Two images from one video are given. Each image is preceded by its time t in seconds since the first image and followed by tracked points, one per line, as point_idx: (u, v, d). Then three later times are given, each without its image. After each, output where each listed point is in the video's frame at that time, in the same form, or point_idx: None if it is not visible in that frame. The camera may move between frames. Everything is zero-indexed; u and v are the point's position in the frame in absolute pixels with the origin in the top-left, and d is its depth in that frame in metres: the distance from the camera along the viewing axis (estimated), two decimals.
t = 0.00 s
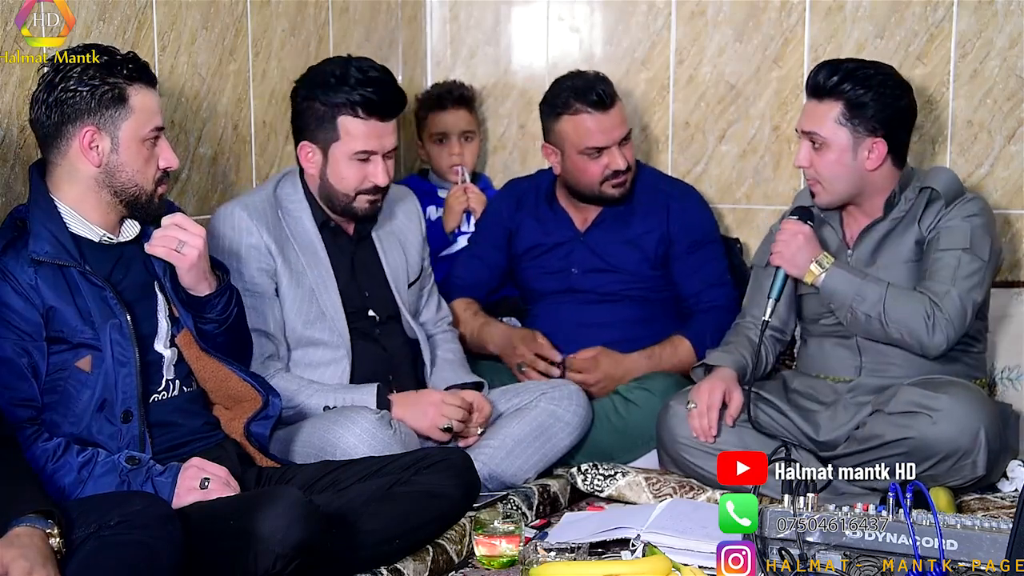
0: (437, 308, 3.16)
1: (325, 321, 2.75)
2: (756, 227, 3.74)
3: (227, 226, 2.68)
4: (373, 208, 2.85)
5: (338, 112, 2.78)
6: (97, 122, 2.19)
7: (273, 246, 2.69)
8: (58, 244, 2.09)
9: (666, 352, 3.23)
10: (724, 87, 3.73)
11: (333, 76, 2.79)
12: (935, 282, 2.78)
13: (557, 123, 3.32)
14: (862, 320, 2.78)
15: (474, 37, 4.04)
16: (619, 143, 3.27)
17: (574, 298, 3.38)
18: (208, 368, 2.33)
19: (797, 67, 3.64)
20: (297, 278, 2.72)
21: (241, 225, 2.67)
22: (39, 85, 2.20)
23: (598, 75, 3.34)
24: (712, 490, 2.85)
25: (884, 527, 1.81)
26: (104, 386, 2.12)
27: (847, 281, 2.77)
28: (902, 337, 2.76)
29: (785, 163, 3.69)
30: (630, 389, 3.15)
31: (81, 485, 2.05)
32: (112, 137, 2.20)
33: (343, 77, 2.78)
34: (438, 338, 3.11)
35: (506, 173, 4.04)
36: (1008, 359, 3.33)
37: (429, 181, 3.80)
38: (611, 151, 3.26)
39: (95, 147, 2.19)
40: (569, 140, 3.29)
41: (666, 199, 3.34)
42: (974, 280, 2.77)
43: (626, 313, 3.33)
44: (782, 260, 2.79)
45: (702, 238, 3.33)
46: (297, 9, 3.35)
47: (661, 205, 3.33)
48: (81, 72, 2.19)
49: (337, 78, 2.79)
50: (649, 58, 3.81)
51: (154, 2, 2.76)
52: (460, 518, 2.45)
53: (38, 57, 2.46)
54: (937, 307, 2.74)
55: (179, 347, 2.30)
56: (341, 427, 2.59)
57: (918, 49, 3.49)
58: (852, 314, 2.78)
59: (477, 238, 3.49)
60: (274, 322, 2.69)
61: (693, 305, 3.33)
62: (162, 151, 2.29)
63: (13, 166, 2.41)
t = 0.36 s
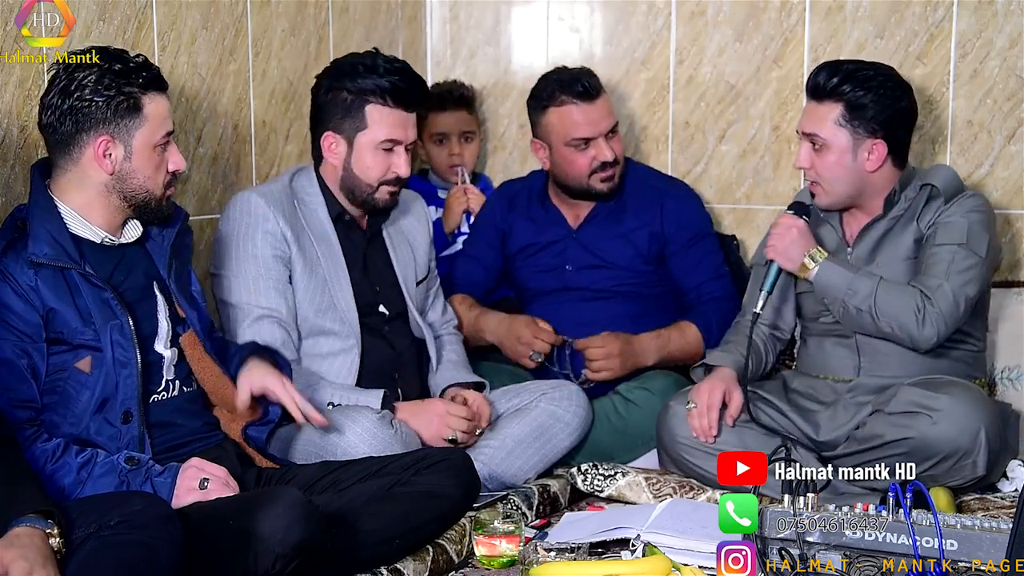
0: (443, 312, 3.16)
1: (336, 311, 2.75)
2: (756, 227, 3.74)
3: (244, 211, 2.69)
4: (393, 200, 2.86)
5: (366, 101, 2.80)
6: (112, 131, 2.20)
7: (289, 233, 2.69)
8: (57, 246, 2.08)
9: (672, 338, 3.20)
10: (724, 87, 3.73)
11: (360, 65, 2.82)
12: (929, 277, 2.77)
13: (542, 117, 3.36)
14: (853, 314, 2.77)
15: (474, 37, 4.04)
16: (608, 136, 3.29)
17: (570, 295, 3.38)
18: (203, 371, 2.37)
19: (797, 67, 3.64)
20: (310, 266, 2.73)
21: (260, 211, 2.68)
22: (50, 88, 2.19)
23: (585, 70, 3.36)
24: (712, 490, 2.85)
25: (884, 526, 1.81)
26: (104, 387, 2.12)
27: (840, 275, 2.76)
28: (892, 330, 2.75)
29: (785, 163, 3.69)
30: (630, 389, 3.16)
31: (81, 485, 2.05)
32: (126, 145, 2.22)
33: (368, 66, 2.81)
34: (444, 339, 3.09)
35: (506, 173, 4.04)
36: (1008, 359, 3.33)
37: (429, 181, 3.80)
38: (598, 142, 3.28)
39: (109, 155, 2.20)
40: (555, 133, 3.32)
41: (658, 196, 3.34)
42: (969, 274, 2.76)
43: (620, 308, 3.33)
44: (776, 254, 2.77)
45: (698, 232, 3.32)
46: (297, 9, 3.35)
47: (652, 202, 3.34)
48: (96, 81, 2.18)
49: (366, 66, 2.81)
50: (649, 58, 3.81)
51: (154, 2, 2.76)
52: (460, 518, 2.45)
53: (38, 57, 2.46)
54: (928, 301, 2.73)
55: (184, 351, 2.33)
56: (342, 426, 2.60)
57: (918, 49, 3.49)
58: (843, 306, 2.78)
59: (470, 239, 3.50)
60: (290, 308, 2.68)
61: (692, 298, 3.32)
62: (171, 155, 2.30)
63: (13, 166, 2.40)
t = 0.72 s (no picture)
0: (436, 302, 3.18)
1: (325, 310, 2.76)
2: (756, 227, 3.74)
3: (225, 219, 2.67)
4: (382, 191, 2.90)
5: (342, 102, 2.82)
6: (127, 136, 2.20)
7: (271, 236, 2.69)
8: (64, 244, 2.08)
9: (675, 347, 3.22)
10: (724, 87, 3.73)
11: (325, 67, 2.81)
12: (916, 275, 2.77)
13: (568, 103, 3.38)
14: (839, 302, 2.79)
15: (474, 37, 4.04)
16: (630, 127, 3.32)
17: (578, 293, 3.38)
18: (207, 373, 2.36)
19: (797, 67, 3.64)
20: (296, 267, 2.73)
21: (240, 217, 2.67)
22: (71, 87, 2.20)
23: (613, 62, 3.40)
24: (712, 490, 2.85)
25: (884, 527, 1.81)
26: (106, 386, 2.12)
27: (831, 261, 2.77)
28: (874, 323, 2.76)
29: (785, 163, 3.69)
30: (630, 389, 3.15)
31: (81, 484, 2.05)
32: (140, 151, 2.22)
33: (334, 66, 2.80)
34: (435, 334, 3.11)
35: (506, 173, 4.04)
36: (1008, 359, 3.33)
37: (429, 181, 3.78)
38: (619, 133, 3.30)
39: (122, 160, 2.21)
40: (577, 119, 3.34)
41: (674, 197, 3.35)
42: (956, 275, 2.75)
43: (625, 309, 3.34)
44: (775, 229, 2.80)
45: (709, 236, 3.33)
46: (297, 9, 3.35)
47: (668, 201, 3.34)
48: (117, 86, 2.19)
49: (332, 67, 2.80)
50: (649, 58, 3.81)
51: (154, 2, 2.76)
52: (460, 518, 2.45)
53: (38, 57, 2.46)
54: (911, 299, 2.73)
55: (185, 350, 2.33)
56: (342, 426, 2.59)
57: (918, 49, 3.49)
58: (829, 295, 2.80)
59: (483, 237, 3.50)
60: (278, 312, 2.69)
61: (697, 304, 3.32)
62: (185, 165, 2.31)
63: (13, 166, 2.41)
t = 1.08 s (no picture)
0: (433, 297, 3.18)
1: (318, 319, 2.77)
2: (757, 227, 3.74)
3: (212, 235, 2.66)
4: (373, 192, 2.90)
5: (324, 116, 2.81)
6: (128, 137, 2.20)
7: (259, 249, 2.68)
8: (63, 244, 2.08)
9: (672, 352, 3.22)
10: (724, 87, 3.73)
11: (302, 79, 2.79)
12: (918, 275, 2.77)
13: (580, 99, 3.38)
14: (842, 303, 2.78)
15: (474, 37, 4.04)
16: (640, 128, 3.32)
17: (581, 292, 3.39)
18: (207, 373, 2.37)
19: (797, 67, 3.64)
20: (287, 279, 2.73)
21: (228, 232, 2.66)
22: (75, 87, 2.20)
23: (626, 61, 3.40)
24: (712, 491, 2.85)
25: (884, 526, 1.81)
26: (106, 386, 2.12)
27: (834, 262, 2.77)
28: (877, 322, 2.75)
29: (785, 163, 3.69)
30: (630, 389, 3.15)
31: (81, 483, 2.05)
32: (141, 151, 2.22)
33: (311, 78, 2.78)
34: (432, 332, 3.11)
35: (506, 173, 4.04)
36: (1008, 359, 3.33)
37: (429, 181, 3.77)
38: (629, 133, 3.30)
39: (123, 160, 2.21)
40: (589, 117, 3.34)
41: (684, 200, 3.37)
42: (958, 274, 2.75)
43: (629, 312, 3.34)
44: (775, 230, 2.81)
45: (715, 243, 3.34)
46: (297, 9, 3.35)
47: (678, 204, 3.36)
48: (120, 86, 2.19)
49: (309, 79, 2.78)
50: (649, 58, 3.81)
51: (154, 2, 2.76)
52: (460, 519, 2.45)
53: (38, 57, 2.46)
54: (915, 298, 2.73)
55: (185, 350, 2.33)
56: (341, 427, 2.59)
57: (918, 49, 3.50)
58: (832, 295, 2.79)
59: (495, 237, 3.51)
60: (270, 325, 2.69)
61: (700, 309, 3.33)
62: (186, 167, 2.31)
63: (13, 166, 2.41)
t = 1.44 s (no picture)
0: (432, 299, 3.17)
1: (320, 319, 2.76)
2: (757, 227, 3.73)
3: (214, 235, 2.67)
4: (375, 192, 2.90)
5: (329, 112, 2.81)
6: (125, 138, 2.20)
7: (261, 250, 2.69)
8: (62, 244, 2.08)
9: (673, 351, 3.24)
10: (724, 87, 3.73)
11: (302, 78, 2.78)
12: (915, 275, 2.77)
13: (591, 102, 3.37)
14: (840, 303, 2.79)
15: (474, 37, 4.04)
16: (652, 132, 3.32)
17: (584, 292, 3.39)
18: (206, 373, 2.37)
19: (797, 67, 3.64)
20: (288, 279, 2.73)
21: (230, 232, 2.67)
22: (73, 88, 2.20)
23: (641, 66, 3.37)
24: (712, 491, 2.85)
25: (884, 527, 1.81)
26: (106, 386, 2.12)
27: (831, 263, 2.78)
28: (874, 323, 2.76)
29: (785, 163, 3.69)
30: (630, 389, 3.15)
31: (81, 483, 2.05)
32: (139, 153, 2.22)
33: (311, 77, 2.78)
34: (431, 333, 3.11)
35: (506, 173, 4.04)
36: (1008, 359, 3.32)
37: (429, 182, 3.77)
38: (640, 137, 3.30)
39: (120, 161, 2.21)
40: (600, 119, 3.33)
41: (691, 203, 3.36)
42: (956, 274, 2.75)
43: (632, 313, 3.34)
44: (773, 233, 2.81)
45: (719, 246, 3.33)
46: (297, 9, 3.35)
47: (685, 208, 3.35)
48: (119, 87, 2.19)
49: (309, 78, 2.78)
50: (649, 58, 3.80)
51: (154, 2, 2.76)
52: (460, 518, 2.45)
53: (38, 57, 2.46)
54: (912, 298, 2.73)
55: (184, 352, 2.33)
56: (341, 427, 2.59)
57: (918, 49, 3.50)
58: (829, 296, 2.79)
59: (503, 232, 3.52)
60: (271, 325, 2.69)
61: (703, 311, 3.32)
62: (184, 168, 2.31)
63: (13, 166, 2.41)
